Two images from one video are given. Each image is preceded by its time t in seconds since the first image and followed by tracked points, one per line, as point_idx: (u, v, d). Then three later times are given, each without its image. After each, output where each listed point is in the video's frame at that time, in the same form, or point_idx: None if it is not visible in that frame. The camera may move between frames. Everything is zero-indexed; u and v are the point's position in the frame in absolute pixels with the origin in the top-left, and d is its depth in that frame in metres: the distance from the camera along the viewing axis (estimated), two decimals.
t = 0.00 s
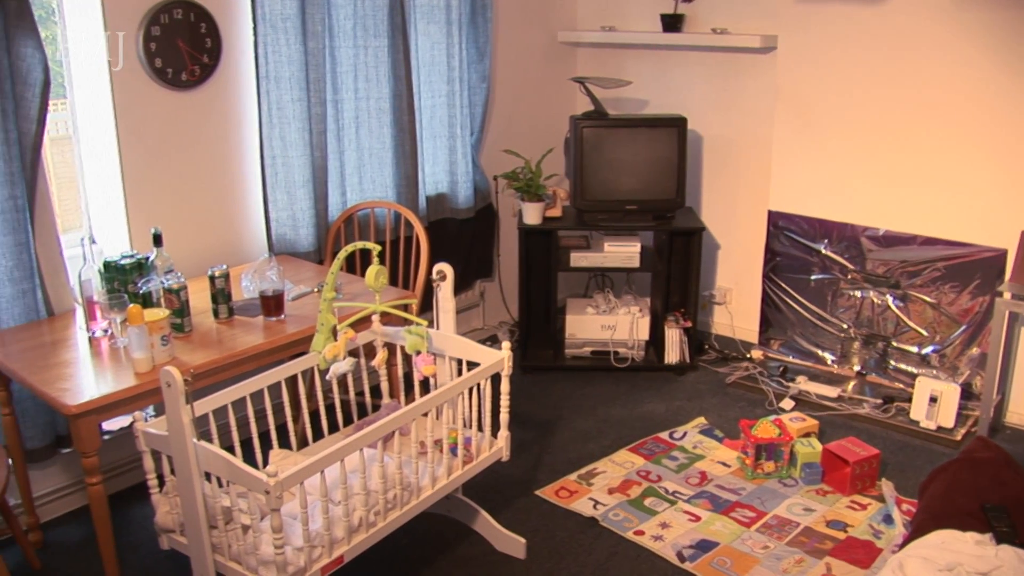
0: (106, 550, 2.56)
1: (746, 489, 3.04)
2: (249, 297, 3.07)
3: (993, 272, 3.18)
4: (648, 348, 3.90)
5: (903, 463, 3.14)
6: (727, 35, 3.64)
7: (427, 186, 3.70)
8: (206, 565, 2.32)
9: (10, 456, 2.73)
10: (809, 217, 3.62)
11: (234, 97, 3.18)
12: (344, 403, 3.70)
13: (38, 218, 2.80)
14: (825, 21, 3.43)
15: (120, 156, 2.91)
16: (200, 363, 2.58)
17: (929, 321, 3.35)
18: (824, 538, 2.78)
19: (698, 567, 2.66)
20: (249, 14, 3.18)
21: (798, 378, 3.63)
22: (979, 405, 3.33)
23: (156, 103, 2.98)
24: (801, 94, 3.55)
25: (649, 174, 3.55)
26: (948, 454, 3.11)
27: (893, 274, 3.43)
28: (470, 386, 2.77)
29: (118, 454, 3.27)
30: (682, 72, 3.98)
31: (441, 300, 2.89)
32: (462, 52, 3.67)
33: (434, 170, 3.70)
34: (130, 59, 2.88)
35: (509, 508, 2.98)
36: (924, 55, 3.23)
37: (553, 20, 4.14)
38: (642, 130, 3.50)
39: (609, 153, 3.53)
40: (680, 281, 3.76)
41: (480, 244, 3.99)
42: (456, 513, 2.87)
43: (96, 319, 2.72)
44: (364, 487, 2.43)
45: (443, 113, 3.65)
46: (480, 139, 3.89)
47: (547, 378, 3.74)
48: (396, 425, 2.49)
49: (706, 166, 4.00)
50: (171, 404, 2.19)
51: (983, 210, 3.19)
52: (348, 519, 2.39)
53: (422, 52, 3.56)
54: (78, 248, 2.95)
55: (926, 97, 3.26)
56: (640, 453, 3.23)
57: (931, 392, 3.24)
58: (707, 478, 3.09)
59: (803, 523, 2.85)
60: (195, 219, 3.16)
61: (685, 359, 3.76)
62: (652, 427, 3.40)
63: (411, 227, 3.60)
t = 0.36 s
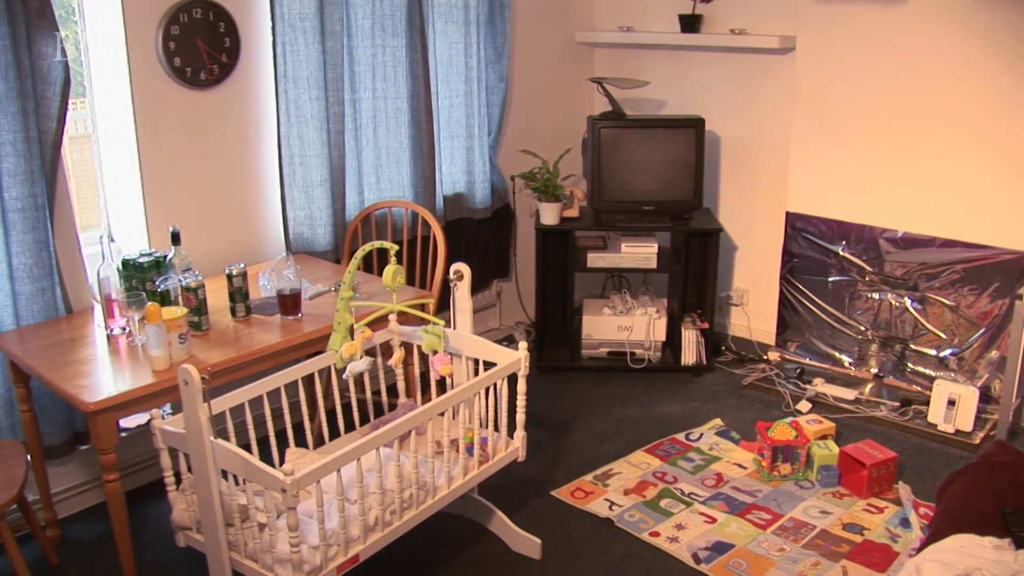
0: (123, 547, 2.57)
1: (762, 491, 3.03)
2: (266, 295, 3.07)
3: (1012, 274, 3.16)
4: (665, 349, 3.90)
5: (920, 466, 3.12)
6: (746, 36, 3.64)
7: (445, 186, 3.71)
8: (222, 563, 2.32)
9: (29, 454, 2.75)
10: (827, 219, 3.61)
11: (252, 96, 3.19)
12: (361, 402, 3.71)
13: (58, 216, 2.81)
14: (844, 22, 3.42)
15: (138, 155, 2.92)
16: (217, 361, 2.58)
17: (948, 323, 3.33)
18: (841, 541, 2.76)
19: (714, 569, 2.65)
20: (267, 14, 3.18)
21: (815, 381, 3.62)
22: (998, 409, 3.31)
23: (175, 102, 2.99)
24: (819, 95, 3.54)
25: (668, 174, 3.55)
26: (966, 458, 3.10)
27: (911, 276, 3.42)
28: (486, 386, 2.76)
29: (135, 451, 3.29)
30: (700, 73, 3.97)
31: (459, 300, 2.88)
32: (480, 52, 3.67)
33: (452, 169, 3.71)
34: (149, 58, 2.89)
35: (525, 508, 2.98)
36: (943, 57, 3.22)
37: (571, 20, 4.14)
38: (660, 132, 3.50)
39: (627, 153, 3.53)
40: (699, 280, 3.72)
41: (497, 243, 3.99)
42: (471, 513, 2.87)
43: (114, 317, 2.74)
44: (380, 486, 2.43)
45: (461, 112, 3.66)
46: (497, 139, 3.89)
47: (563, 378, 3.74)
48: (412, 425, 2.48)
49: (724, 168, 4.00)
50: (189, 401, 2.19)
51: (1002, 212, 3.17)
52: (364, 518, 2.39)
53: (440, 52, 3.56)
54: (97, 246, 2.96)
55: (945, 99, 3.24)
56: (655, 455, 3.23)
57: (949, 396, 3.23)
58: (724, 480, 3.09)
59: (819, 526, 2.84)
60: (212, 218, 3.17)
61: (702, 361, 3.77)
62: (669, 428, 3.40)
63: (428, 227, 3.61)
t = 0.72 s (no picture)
0: (139, 543, 2.58)
1: (777, 493, 3.02)
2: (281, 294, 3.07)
3: None
4: (681, 350, 3.90)
5: (937, 469, 3.11)
6: (763, 37, 3.63)
7: (461, 186, 3.71)
8: (238, 560, 2.33)
9: (47, 450, 2.76)
10: (845, 220, 3.60)
11: (270, 96, 3.20)
12: (376, 401, 3.72)
13: (77, 214, 2.83)
14: (863, 23, 3.41)
15: (156, 154, 2.93)
16: (234, 359, 2.59)
17: (966, 326, 3.32)
18: (857, 544, 2.76)
19: (729, 570, 2.65)
20: (285, 13, 3.20)
21: (831, 383, 3.61)
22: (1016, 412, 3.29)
23: (193, 101, 3.00)
24: (837, 96, 3.53)
25: (685, 175, 3.55)
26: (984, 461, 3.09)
27: (929, 278, 3.41)
28: (502, 386, 2.75)
29: (152, 448, 3.30)
30: (717, 73, 3.97)
31: (475, 299, 2.88)
32: (497, 52, 3.68)
33: (468, 169, 3.71)
34: (167, 58, 2.90)
35: (540, 509, 2.98)
36: (962, 58, 3.20)
37: (588, 21, 4.14)
38: (677, 132, 3.50)
39: (644, 154, 3.53)
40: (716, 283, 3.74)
41: (514, 243, 4.00)
42: (486, 512, 2.87)
43: (131, 314, 2.75)
44: (396, 485, 2.43)
45: (478, 112, 3.66)
46: (514, 139, 3.89)
47: (579, 379, 3.74)
48: (428, 424, 2.48)
49: (741, 169, 3.99)
50: (206, 399, 2.19)
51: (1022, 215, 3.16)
52: (379, 517, 2.39)
53: (457, 52, 3.57)
54: (114, 244, 2.98)
55: (964, 100, 3.23)
56: (671, 456, 3.22)
57: (967, 399, 3.22)
58: (739, 482, 3.08)
59: (835, 528, 2.83)
60: (229, 217, 3.18)
61: (718, 362, 3.75)
62: (684, 429, 3.39)
63: (444, 227, 3.62)
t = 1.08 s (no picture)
0: (154, 540, 2.59)
1: (793, 495, 3.01)
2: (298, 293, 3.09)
3: None
4: (696, 352, 3.89)
5: (953, 472, 3.10)
6: (781, 37, 3.62)
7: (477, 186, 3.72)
8: (253, 559, 2.33)
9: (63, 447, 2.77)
10: (861, 222, 3.59)
11: (286, 95, 3.21)
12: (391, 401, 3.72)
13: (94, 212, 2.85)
14: (881, 24, 3.40)
15: (173, 153, 2.95)
16: (250, 358, 2.59)
17: (983, 329, 3.30)
18: (872, 547, 2.74)
19: (743, 572, 2.64)
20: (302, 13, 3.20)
21: (846, 385, 3.60)
22: None
23: (210, 101, 3.01)
24: (854, 97, 3.52)
25: (701, 176, 3.55)
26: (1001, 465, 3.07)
27: (946, 280, 3.39)
28: (517, 386, 2.74)
29: (166, 446, 3.31)
30: (733, 74, 3.97)
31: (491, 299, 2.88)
32: (513, 52, 3.68)
33: (484, 169, 3.71)
34: (185, 57, 2.92)
35: (554, 509, 2.98)
36: (980, 59, 3.19)
37: (605, 21, 4.14)
38: (694, 133, 3.50)
39: (659, 155, 3.54)
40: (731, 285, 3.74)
41: (529, 243, 4.00)
42: (500, 513, 2.87)
43: (148, 312, 2.75)
44: (410, 485, 2.43)
45: (494, 113, 3.67)
46: (530, 140, 3.89)
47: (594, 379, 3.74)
48: (443, 424, 2.48)
49: (758, 170, 3.98)
50: (222, 397, 2.19)
51: None
52: (393, 516, 2.39)
53: (474, 52, 3.57)
54: (131, 243, 2.99)
55: (982, 102, 3.21)
56: (685, 457, 3.22)
57: (984, 402, 3.22)
58: (754, 484, 3.07)
59: (850, 531, 2.82)
60: (246, 216, 3.19)
61: (733, 363, 3.75)
62: (700, 430, 3.39)
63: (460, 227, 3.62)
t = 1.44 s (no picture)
0: (169, 538, 2.60)
1: (806, 497, 3.01)
2: (312, 291, 3.08)
3: None
4: (709, 353, 3.88)
5: (968, 475, 3.08)
6: (796, 37, 3.62)
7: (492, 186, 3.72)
8: (267, 557, 2.33)
9: (79, 444, 2.78)
10: (876, 224, 3.58)
11: (301, 95, 3.21)
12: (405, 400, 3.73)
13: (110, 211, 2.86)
14: (897, 24, 3.39)
15: (189, 152, 2.96)
16: (264, 357, 2.60)
17: (999, 331, 3.28)
18: (886, 550, 2.73)
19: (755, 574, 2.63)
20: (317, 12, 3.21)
21: (861, 387, 3.60)
22: None
23: (225, 100, 3.02)
24: (869, 99, 3.51)
25: (715, 177, 3.55)
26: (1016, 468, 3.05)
27: (961, 282, 3.38)
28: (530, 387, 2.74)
29: (181, 444, 3.33)
30: (748, 74, 3.96)
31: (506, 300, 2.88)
32: (528, 52, 3.68)
33: (498, 169, 3.72)
34: (201, 57, 2.93)
35: (567, 509, 2.98)
36: (997, 60, 3.17)
37: (620, 21, 4.14)
38: (708, 133, 3.51)
39: (673, 157, 3.55)
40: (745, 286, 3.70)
41: (544, 243, 4.00)
42: (513, 513, 2.87)
43: (163, 310, 2.77)
44: (423, 484, 2.43)
45: (508, 113, 3.67)
46: (544, 139, 3.90)
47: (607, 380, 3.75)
48: (456, 424, 2.47)
49: (772, 170, 3.97)
50: (235, 395, 2.19)
51: None
52: (406, 515, 2.39)
53: (489, 51, 3.57)
54: (146, 241, 3.00)
55: (998, 104, 3.20)
56: (699, 458, 3.22)
57: (1000, 405, 3.20)
58: (767, 485, 3.07)
59: (864, 534, 2.81)
60: (261, 214, 3.20)
61: (747, 364, 3.75)
62: (713, 431, 3.38)
63: (474, 227, 3.63)
